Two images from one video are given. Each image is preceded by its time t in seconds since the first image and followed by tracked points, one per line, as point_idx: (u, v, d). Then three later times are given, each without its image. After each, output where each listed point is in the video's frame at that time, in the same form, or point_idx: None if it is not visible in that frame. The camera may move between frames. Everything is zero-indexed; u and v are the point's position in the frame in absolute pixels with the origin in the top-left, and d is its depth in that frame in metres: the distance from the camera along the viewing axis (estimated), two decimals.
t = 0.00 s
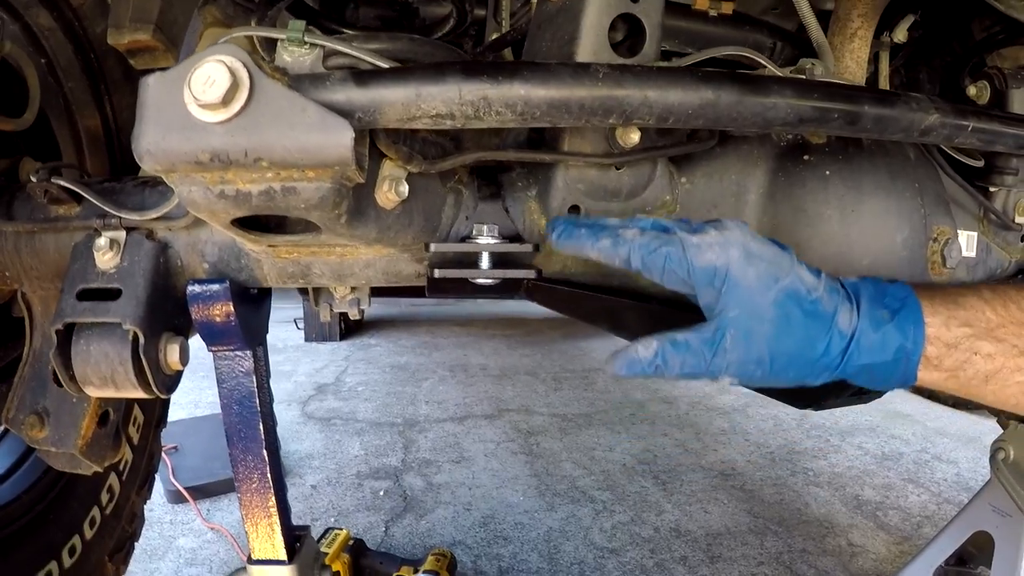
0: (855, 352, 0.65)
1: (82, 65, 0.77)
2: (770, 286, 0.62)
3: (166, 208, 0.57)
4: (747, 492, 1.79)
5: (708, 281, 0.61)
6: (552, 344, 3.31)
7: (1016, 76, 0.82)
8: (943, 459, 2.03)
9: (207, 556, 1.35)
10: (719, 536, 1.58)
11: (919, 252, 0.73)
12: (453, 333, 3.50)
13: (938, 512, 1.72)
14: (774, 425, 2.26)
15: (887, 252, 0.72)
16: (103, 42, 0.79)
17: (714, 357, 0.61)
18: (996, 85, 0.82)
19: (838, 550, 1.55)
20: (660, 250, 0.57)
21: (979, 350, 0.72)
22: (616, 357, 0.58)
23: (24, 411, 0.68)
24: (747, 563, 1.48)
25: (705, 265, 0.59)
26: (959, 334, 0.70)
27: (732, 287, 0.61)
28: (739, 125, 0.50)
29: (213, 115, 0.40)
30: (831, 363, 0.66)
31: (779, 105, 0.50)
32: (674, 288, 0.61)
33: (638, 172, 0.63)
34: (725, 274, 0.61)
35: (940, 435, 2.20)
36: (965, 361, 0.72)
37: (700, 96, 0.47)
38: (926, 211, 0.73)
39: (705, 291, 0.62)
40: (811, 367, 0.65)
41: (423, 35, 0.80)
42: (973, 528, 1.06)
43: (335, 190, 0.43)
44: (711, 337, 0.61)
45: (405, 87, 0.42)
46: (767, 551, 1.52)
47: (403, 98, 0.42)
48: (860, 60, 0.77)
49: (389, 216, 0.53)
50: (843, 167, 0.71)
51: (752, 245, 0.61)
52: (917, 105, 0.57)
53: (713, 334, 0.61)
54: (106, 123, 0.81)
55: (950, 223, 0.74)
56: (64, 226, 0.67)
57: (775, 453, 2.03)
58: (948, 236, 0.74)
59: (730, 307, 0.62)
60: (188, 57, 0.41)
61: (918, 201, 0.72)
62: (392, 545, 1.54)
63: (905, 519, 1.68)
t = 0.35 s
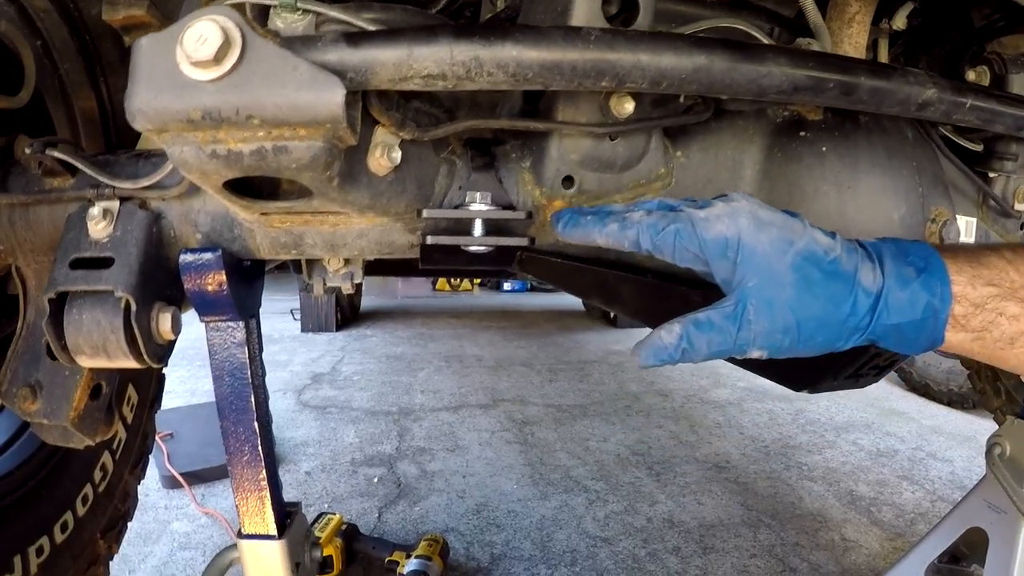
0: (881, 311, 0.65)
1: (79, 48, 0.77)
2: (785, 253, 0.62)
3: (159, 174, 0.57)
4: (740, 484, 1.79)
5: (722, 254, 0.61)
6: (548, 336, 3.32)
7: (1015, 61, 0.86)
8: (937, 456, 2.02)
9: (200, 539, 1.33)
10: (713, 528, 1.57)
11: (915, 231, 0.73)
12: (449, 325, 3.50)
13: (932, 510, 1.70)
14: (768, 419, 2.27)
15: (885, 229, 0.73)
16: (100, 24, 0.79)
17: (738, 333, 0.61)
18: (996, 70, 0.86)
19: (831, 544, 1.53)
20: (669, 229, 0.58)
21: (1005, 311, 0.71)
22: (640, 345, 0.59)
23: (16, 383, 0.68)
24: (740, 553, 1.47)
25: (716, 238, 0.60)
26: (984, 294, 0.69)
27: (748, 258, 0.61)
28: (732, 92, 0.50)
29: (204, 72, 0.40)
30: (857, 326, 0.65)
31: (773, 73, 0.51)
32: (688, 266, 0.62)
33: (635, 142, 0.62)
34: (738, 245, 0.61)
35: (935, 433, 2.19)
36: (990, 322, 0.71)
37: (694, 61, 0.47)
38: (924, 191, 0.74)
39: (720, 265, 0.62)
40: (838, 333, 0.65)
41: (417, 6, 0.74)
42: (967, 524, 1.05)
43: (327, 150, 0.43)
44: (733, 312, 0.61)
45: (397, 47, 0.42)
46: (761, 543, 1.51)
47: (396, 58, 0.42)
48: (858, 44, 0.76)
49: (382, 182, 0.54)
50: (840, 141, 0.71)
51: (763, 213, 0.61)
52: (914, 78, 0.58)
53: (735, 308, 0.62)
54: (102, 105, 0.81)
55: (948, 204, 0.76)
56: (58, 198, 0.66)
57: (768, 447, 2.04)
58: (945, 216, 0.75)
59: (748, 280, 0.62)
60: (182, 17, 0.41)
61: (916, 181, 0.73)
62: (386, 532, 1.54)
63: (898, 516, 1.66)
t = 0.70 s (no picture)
0: (794, 276, 0.66)
1: (73, 64, 0.78)
2: (719, 207, 0.60)
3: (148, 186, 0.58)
4: (757, 466, 1.79)
5: (656, 194, 0.60)
6: (561, 328, 3.32)
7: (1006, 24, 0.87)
8: (957, 427, 2.00)
9: (218, 546, 1.36)
10: (732, 512, 1.57)
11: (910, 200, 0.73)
12: (462, 322, 3.51)
13: (954, 482, 1.68)
14: (784, 400, 2.26)
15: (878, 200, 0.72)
16: (92, 40, 0.80)
17: (647, 268, 0.64)
18: (988, 34, 0.88)
19: (852, 522, 1.52)
20: (611, 159, 0.57)
21: (939, 274, 0.68)
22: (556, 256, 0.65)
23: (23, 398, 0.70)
24: (759, 537, 1.46)
25: (653, 179, 0.59)
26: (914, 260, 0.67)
27: (677, 202, 0.61)
28: (707, 72, 0.50)
29: (180, 85, 0.41)
30: (774, 281, 0.66)
31: (747, 50, 0.50)
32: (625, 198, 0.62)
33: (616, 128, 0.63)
34: (673, 187, 0.60)
35: (954, 403, 2.18)
36: (925, 285, 0.68)
37: (665, 42, 0.48)
38: (915, 159, 0.73)
39: (653, 201, 0.62)
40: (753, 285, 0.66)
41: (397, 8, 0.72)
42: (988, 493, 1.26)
43: (303, 154, 0.44)
44: (648, 250, 0.63)
45: (365, 48, 0.43)
46: (779, 526, 1.50)
47: (364, 59, 0.43)
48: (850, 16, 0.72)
49: (365, 183, 0.55)
50: (828, 116, 0.70)
51: (710, 160, 0.59)
52: (895, 47, 0.57)
53: (650, 247, 0.63)
54: (99, 120, 0.82)
55: (943, 171, 0.75)
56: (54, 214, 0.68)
57: (784, 427, 2.03)
58: (943, 183, 0.74)
59: (676, 224, 0.62)
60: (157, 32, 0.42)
61: (907, 149, 0.72)
62: (404, 530, 1.54)
63: (919, 490, 1.65)
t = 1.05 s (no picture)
0: (718, 265, 0.65)
1: (74, 78, 0.79)
2: (632, 199, 0.60)
3: (143, 195, 0.61)
4: (766, 466, 1.77)
5: (569, 195, 0.60)
6: (569, 332, 3.32)
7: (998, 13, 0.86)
8: (967, 424, 1.99)
9: (227, 552, 1.37)
10: (740, 512, 1.55)
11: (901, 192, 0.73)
12: (471, 328, 3.52)
13: (964, 478, 1.67)
14: (793, 399, 2.25)
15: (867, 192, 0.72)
16: (94, 56, 0.82)
17: (570, 259, 0.64)
18: (980, 25, 0.87)
19: (861, 520, 1.50)
20: (523, 171, 0.58)
21: (871, 256, 0.65)
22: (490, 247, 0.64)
23: (28, 403, 0.73)
24: (767, 536, 1.45)
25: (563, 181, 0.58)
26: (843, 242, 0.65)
27: (590, 200, 0.61)
28: (683, 68, 0.51)
29: (165, 96, 0.42)
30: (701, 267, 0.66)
31: (723, 46, 0.51)
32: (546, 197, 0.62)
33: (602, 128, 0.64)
34: (584, 186, 0.60)
35: (964, 400, 2.16)
36: (858, 267, 0.65)
37: (638, 41, 0.49)
38: (905, 151, 0.73)
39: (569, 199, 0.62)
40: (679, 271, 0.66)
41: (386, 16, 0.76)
42: (995, 491, 1.26)
43: (288, 159, 0.46)
44: (571, 243, 0.63)
45: (344, 56, 0.45)
46: (788, 525, 1.49)
47: (344, 66, 0.45)
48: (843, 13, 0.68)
49: (352, 187, 0.56)
50: (814, 111, 0.71)
51: (618, 154, 0.58)
52: (878, 37, 0.57)
53: (570, 240, 0.63)
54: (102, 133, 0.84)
55: (934, 163, 0.75)
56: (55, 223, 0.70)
57: (793, 427, 2.02)
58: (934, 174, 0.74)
59: (592, 219, 0.62)
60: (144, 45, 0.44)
61: (896, 142, 0.72)
62: (411, 534, 1.54)
63: (929, 487, 1.64)
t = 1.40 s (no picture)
0: (822, 258, 0.67)
1: (84, 67, 0.81)
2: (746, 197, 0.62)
3: (153, 180, 0.64)
4: (765, 469, 1.78)
5: (681, 191, 0.62)
6: (572, 333, 3.33)
7: (1002, 21, 0.86)
8: (969, 432, 1.98)
9: (226, 543, 1.38)
10: (738, 514, 1.55)
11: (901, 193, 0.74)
12: (474, 327, 3.53)
13: (964, 486, 1.67)
14: (794, 404, 2.25)
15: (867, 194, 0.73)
16: (104, 44, 0.83)
17: (680, 264, 0.64)
18: (984, 31, 0.87)
19: (859, 525, 1.50)
20: (636, 170, 0.59)
21: (959, 257, 0.71)
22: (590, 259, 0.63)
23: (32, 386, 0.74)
24: (765, 539, 1.45)
25: (678, 178, 0.60)
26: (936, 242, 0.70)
27: (701, 198, 0.62)
28: (686, 64, 0.51)
29: (176, 81, 0.43)
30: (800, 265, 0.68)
31: (726, 43, 0.52)
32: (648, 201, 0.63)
33: (605, 123, 0.65)
34: (696, 183, 0.61)
35: (966, 408, 2.16)
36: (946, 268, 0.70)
37: (642, 37, 0.49)
38: (906, 154, 0.74)
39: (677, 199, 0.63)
40: (780, 269, 0.67)
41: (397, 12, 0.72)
42: (993, 496, 1.26)
43: (294, 147, 0.47)
44: (681, 245, 0.64)
45: (352, 46, 0.46)
46: (785, 528, 1.49)
47: (351, 56, 0.46)
48: (849, 16, 0.68)
49: (357, 177, 0.57)
50: (817, 112, 0.71)
51: (727, 150, 0.60)
52: (881, 39, 0.58)
53: (680, 243, 0.63)
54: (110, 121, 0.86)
55: (935, 166, 0.76)
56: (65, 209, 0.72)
57: (794, 431, 2.02)
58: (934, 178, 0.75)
59: (704, 219, 0.63)
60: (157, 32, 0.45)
61: (897, 144, 0.73)
62: (410, 530, 1.55)
63: (928, 494, 1.64)
